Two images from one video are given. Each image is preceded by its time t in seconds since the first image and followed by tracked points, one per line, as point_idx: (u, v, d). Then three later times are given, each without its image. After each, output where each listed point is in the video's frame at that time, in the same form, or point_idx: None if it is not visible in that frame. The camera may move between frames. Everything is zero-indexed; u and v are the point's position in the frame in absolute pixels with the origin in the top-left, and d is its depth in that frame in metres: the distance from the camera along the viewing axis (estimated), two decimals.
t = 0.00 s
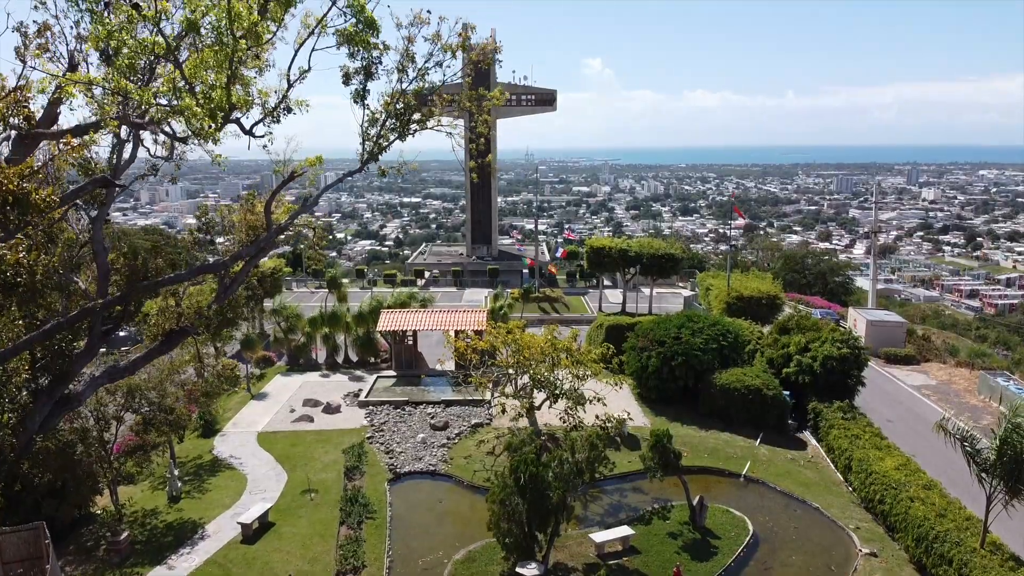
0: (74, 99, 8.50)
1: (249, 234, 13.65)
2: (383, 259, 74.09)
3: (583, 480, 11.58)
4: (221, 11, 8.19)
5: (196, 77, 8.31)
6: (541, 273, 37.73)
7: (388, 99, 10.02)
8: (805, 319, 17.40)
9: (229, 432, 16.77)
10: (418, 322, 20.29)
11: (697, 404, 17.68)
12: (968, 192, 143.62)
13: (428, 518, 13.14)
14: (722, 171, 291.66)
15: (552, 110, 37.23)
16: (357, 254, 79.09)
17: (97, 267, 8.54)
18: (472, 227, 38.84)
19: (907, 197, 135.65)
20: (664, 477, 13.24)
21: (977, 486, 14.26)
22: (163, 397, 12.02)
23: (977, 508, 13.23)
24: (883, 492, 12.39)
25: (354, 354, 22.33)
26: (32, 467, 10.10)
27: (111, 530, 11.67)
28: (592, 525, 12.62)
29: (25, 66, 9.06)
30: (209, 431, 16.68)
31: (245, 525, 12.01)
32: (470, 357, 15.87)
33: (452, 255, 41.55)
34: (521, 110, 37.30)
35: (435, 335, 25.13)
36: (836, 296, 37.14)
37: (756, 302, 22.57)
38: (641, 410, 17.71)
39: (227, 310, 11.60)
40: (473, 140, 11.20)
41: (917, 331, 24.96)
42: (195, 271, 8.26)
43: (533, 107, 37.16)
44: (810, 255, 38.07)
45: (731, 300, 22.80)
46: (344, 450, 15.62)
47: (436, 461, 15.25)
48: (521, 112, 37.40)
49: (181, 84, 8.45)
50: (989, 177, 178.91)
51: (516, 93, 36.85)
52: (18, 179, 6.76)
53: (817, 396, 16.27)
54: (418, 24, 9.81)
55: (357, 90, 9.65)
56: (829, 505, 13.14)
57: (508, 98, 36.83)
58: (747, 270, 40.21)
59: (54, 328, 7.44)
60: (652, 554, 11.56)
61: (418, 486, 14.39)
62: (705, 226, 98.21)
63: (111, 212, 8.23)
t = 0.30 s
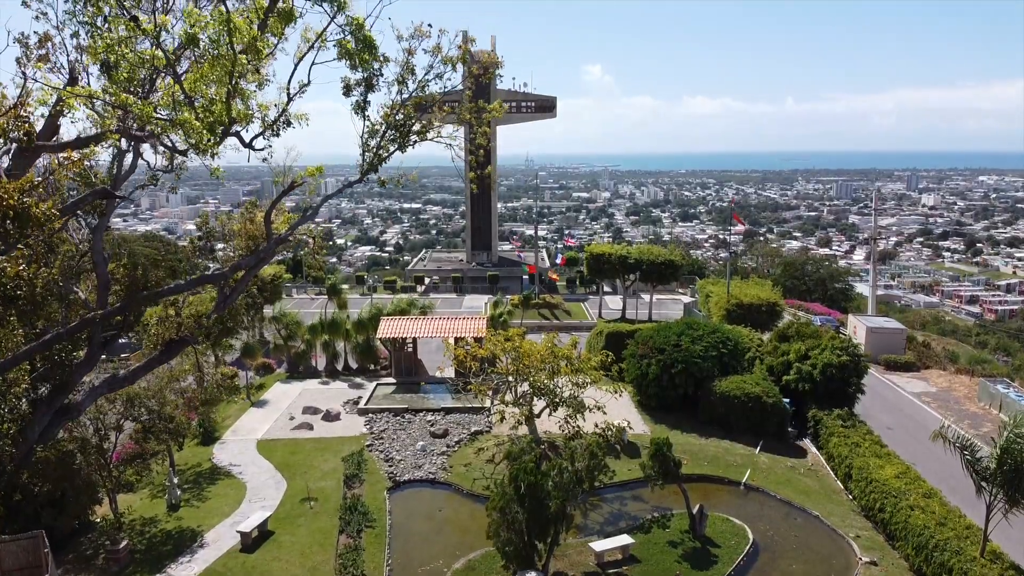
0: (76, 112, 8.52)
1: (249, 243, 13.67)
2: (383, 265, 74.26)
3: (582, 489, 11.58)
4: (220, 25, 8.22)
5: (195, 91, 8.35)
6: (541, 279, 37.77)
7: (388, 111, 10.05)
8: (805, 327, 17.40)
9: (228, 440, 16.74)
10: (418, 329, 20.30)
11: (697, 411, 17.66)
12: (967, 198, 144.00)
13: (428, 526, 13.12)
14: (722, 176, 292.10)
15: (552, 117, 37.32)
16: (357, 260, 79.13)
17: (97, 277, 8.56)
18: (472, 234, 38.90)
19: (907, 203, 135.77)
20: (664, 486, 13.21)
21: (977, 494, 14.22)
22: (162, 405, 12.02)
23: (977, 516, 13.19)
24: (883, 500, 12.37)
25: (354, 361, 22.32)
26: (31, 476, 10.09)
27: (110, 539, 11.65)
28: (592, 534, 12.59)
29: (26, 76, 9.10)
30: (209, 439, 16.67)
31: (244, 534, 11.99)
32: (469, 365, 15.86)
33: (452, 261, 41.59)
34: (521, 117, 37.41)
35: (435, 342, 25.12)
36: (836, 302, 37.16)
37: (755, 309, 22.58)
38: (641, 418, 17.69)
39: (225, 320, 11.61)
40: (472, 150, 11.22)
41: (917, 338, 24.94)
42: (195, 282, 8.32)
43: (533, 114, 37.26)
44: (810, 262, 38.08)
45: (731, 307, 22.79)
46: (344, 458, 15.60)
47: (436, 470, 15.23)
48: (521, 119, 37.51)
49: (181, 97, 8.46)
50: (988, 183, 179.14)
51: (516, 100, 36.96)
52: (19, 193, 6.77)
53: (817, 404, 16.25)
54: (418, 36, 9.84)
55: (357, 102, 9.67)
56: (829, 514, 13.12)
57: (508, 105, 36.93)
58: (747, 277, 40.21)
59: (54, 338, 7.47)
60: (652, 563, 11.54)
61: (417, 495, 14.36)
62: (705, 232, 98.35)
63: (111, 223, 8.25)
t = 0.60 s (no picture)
0: (78, 121, 8.56)
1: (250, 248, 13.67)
2: (383, 267, 74.35)
3: (583, 494, 11.58)
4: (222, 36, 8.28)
5: (197, 101, 8.43)
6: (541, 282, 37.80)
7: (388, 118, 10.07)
8: (805, 330, 17.40)
9: (228, 444, 16.75)
10: (419, 333, 20.31)
11: (697, 415, 17.65)
12: (967, 200, 144.01)
13: (428, 531, 13.13)
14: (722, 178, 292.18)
15: (552, 120, 37.37)
16: (357, 262, 79.17)
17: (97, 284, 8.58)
18: (472, 237, 38.92)
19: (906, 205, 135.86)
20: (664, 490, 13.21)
21: (977, 498, 14.20)
22: (163, 409, 12.04)
23: (978, 520, 13.18)
24: (883, 504, 12.38)
25: (354, 364, 22.34)
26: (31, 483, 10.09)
27: (110, 543, 11.65)
28: (592, 538, 12.59)
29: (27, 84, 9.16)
30: (209, 443, 16.68)
31: (244, 539, 11.99)
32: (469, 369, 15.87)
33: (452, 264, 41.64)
34: (521, 120, 37.45)
35: (435, 346, 25.13)
36: (836, 305, 37.19)
37: (756, 312, 22.57)
38: (641, 422, 17.69)
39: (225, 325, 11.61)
40: (472, 155, 11.24)
41: (917, 341, 24.95)
42: (196, 289, 8.39)
43: (534, 116, 37.30)
44: (810, 264, 38.11)
45: (731, 310, 22.80)
46: (344, 462, 15.61)
47: (436, 474, 15.23)
48: (521, 122, 37.55)
49: (182, 108, 8.52)
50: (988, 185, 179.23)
51: (516, 103, 37.00)
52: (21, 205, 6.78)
53: (817, 407, 16.26)
54: (419, 44, 9.88)
55: (358, 109, 9.68)
56: (829, 518, 13.12)
57: (508, 108, 36.99)
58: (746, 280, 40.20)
59: (56, 345, 7.52)
60: (652, 567, 11.53)
61: (417, 499, 14.36)
62: (704, 234, 98.43)
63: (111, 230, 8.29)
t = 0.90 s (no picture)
0: (83, 133, 8.56)
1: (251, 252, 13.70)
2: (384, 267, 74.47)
3: (583, 497, 11.59)
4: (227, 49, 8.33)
5: (200, 112, 8.49)
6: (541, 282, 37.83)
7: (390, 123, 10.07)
8: (805, 332, 17.40)
9: (229, 446, 16.76)
10: (419, 334, 20.32)
11: (698, 418, 17.65)
12: (967, 200, 144.04)
13: (428, 533, 13.13)
14: (722, 178, 292.18)
15: (552, 120, 37.36)
16: (357, 262, 79.15)
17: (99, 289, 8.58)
18: (472, 238, 38.93)
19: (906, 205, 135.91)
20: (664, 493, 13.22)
21: (978, 501, 14.19)
22: (163, 412, 12.04)
23: (979, 523, 13.17)
24: (883, 507, 12.39)
25: (354, 366, 22.35)
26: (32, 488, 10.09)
27: (111, 547, 11.66)
28: (592, 541, 12.60)
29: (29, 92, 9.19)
30: (209, 445, 16.68)
31: (245, 542, 11.99)
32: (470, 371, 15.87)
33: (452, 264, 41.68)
34: (522, 120, 37.44)
35: (435, 347, 25.13)
36: (836, 305, 37.22)
37: (756, 314, 22.57)
38: (642, 424, 17.70)
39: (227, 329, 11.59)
40: (473, 159, 11.25)
41: (917, 342, 24.96)
42: (197, 295, 8.37)
43: (534, 117, 37.30)
44: (810, 265, 38.12)
45: (731, 312, 22.80)
46: (345, 465, 15.62)
47: (437, 476, 15.24)
48: (522, 123, 37.54)
49: (186, 120, 8.58)
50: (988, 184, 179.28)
51: (516, 104, 37.01)
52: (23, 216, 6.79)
53: (817, 410, 16.26)
54: (420, 48, 9.88)
55: (360, 114, 9.67)
56: (830, 520, 13.12)
57: (508, 109, 36.99)
58: (746, 281, 40.18)
59: (57, 351, 7.52)
60: (652, 570, 11.54)
61: (417, 502, 14.36)
62: (704, 234, 98.48)
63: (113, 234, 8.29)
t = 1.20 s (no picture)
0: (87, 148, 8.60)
1: (251, 256, 13.72)
2: (384, 267, 74.57)
3: (583, 501, 11.60)
4: (230, 67, 8.42)
5: (203, 127, 8.54)
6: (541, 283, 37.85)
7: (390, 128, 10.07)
8: (805, 334, 17.40)
9: (229, 448, 16.76)
10: (419, 336, 20.32)
11: (698, 420, 17.66)
12: (967, 200, 144.07)
13: (429, 537, 13.14)
14: (722, 178, 292.02)
15: (552, 121, 37.36)
16: (357, 263, 78.96)
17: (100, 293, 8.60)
18: (472, 239, 38.94)
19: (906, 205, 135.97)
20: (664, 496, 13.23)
21: (978, 504, 14.19)
22: (163, 415, 12.03)
23: (979, 527, 13.17)
24: (883, 510, 12.40)
25: (354, 367, 22.36)
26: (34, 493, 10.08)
27: (111, 550, 11.66)
28: (592, 545, 12.62)
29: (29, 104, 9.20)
30: (209, 447, 16.68)
31: (245, 545, 11.98)
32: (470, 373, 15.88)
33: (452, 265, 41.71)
34: (521, 121, 37.44)
35: (435, 348, 25.13)
36: (836, 306, 37.25)
37: (756, 316, 22.57)
38: (642, 426, 17.71)
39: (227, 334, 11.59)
40: (473, 163, 11.26)
41: (917, 344, 24.97)
42: (197, 301, 8.42)
43: (533, 118, 37.30)
44: (811, 266, 38.15)
45: (731, 313, 22.80)
46: (345, 467, 15.62)
47: (437, 479, 15.24)
48: (522, 123, 37.54)
49: (189, 136, 8.66)
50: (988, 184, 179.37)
51: (516, 105, 37.01)
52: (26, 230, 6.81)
53: (818, 412, 16.26)
54: (421, 54, 9.89)
55: (360, 121, 9.67)
56: (830, 523, 13.14)
57: (508, 109, 36.99)
58: (746, 282, 40.16)
59: (58, 359, 7.55)
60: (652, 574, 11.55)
61: (418, 505, 14.37)
62: (704, 234, 98.53)
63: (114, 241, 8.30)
